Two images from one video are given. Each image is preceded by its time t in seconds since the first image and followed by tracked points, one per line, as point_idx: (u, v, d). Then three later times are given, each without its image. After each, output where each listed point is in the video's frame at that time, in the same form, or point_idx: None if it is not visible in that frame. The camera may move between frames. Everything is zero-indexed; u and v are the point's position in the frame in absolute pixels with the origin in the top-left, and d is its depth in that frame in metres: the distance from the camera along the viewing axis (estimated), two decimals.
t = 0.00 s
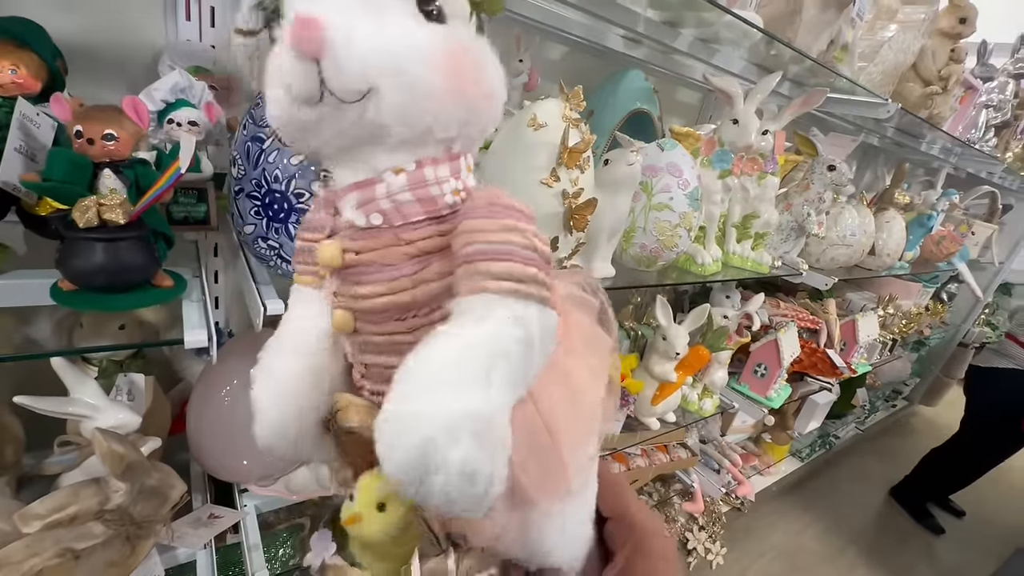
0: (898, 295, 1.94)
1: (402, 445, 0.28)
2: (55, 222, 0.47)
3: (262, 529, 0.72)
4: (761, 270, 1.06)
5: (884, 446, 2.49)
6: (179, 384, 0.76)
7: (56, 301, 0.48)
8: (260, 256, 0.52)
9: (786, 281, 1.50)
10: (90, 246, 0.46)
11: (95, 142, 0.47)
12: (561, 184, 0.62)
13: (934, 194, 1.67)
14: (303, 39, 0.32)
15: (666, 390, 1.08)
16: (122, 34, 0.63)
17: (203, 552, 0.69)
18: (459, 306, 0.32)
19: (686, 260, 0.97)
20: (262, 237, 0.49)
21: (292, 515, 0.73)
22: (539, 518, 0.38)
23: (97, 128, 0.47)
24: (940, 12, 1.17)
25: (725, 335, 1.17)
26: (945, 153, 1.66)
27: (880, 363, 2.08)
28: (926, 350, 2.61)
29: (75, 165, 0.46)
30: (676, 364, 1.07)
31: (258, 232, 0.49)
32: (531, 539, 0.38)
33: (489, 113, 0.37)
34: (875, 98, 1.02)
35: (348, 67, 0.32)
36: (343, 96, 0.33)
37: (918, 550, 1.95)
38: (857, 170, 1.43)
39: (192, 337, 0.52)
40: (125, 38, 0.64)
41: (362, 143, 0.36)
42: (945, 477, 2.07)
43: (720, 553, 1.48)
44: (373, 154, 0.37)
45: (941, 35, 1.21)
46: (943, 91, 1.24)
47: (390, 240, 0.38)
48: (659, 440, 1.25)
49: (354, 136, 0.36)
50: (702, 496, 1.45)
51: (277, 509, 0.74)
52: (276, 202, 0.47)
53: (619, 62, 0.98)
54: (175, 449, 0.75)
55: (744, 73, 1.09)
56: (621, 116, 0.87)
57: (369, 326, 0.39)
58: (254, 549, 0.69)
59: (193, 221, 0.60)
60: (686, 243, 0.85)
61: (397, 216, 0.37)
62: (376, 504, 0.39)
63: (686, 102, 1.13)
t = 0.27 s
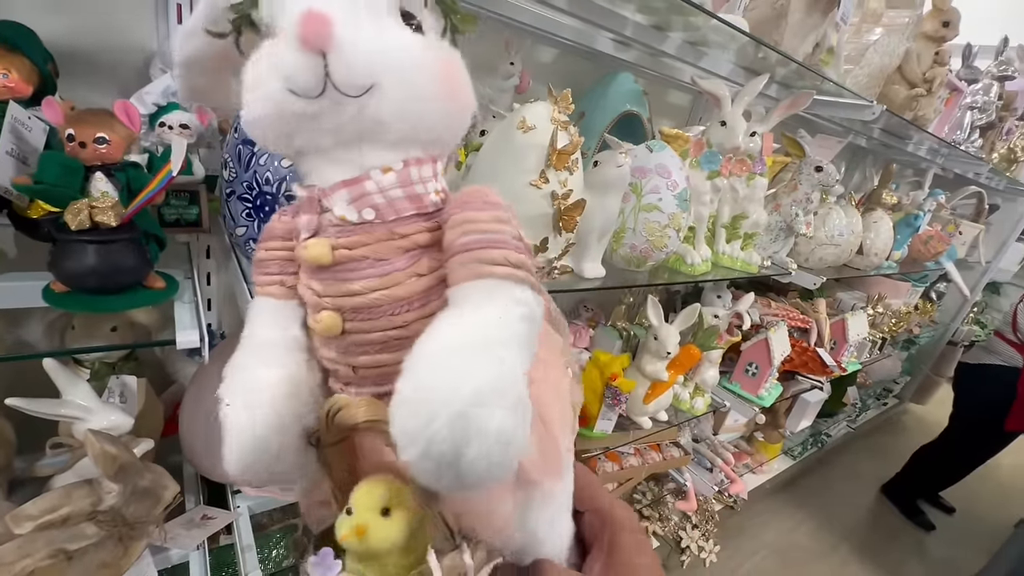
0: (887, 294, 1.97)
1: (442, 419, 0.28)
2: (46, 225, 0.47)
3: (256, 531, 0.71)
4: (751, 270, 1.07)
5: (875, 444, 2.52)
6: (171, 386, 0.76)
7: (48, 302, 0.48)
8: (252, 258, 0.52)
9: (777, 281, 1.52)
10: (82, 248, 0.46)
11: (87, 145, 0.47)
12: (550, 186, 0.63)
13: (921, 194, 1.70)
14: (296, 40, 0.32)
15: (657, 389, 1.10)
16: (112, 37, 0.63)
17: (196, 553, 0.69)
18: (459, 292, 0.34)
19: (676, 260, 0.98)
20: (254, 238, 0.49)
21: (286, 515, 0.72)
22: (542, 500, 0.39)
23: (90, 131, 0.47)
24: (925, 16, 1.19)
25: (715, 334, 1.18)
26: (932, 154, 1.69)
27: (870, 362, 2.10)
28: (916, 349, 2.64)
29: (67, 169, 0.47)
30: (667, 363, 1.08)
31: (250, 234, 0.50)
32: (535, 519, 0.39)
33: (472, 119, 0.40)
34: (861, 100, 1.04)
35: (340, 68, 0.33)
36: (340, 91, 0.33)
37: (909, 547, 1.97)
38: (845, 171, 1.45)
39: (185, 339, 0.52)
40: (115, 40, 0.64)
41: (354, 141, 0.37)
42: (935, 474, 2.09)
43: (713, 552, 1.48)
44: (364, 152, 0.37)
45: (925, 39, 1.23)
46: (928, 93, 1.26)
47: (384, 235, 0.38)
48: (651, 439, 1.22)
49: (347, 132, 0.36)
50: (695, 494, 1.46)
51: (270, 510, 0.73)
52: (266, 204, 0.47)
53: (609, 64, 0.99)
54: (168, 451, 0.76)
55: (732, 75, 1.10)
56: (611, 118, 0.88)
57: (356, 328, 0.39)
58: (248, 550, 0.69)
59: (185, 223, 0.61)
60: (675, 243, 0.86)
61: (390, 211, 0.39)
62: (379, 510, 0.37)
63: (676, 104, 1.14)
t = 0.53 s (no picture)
0: (881, 293, 1.98)
1: (521, 378, 0.32)
2: (41, 228, 0.47)
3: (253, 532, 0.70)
4: (746, 269, 1.07)
5: (871, 442, 2.53)
6: (168, 389, 0.75)
7: (44, 305, 0.48)
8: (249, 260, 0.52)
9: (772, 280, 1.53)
10: (79, 250, 0.46)
11: (84, 148, 0.47)
12: (546, 186, 0.63)
13: (914, 193, 1.71)
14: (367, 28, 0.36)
15: (654, 388, 1.10)
16: (107, 39, 0.63)
17: (194, 555, 0.69)
18: (491, 279, 0.38)
19: (671, 260, 0.99)
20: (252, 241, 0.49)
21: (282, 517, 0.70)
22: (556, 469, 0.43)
23: (86, 134, 0.47)
24: (916, 16, 1.20)
25: (711, 333, 1.18)
26: (924, 153, 1.70)
27: (865, 360, 2.11)
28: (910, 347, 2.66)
29: (63, 171, 0.46)
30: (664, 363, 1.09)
31: (247, 237, 0.49)
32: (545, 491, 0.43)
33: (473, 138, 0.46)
34: (853, 100, 1.05)
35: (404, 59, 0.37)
36: (399, 82, 0.38)
37: (905, 543, 1.98)
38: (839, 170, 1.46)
39: (182, 340, 0.52)
40: (111, 43, 0.64)
41: (396, 132, 0.40)
42: (930, 470, 2.11)
43: (711, 549, 1.47)
44: (402, 145, 0.41)
45: (917, 39, 1.24)
46: (920, 93, 1.27)
47: (421, 223, 0.41)
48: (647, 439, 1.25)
49: (389, 123, 0.40)
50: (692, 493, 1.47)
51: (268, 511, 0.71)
52: (264, 206, 0.47)
53: (605, 66, 0.99)
54: (165, 454, 0.76)
55: (726, 76, 1.11)
56: (606, 119, 0.88)
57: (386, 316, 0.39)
58: (246, 552, 0.68)
59: (181, 225, 0.61)
60: (671, 243, 0.86)
61: (425, 202, 0.42)
62: (429, 505, 0.38)
63: (671, 105, 1.15)
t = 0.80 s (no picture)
0: (871, 289, 2.00)
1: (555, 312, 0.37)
2: (32, 227, 0.47)
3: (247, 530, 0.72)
4: (737, 266, 1.09)
5: (863, 437, 2.56)
6: (160, 389, 0.75)
7: (36, 304, 0.48)
8: (241, 258, 0.52)
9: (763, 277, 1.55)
10: (70, 249, 0.46)
11: (74, 147, 0.48)
12: (537, 183, 0.64)
13: (903, 191, 1.73)
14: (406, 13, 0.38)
15: (647, 384, 1.11)
16: (97, 38, 0.63)
17: (188, 554, 0.69)
18: (500, 246, 0.42)
19: (663, 257, 1.00)
20: (244, 239, 0.49)
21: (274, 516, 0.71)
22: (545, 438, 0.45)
23: (76, 133, 0.47)
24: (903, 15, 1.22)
25: (703, 330, 1.20)
26: (913, 151, 1.72)
27: (856, 356, 2.13)
28: (901, 343, 2.68)
29: (54, 171, 0.47)
30: (656, 359, 1.09)
31: (239, 234, 0.50)
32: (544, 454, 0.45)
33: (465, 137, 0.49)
34: (841, 98, 1.06)
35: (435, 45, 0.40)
36: (430, 66, 0.40)
37: (896, 537, 2.00)
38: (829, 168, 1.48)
39: (175, 338, 0.53)
40: (101, 42, 0.64)
41: (414, 113, 0.42)
42: (920, 464, 2.13)
43: (705, 545, 1.49)
44: (420, 127, 0.42)
45: (904, 38, 1.25)
46: (907, 91, 1.29)
47: (442, 189, 0.42)
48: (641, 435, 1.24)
49: (413, 101, 0.41)
50: (685, 489, 1.48)
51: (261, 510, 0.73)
52: (255, 205, 0.48)
53: (595, 64, 1.00)
54: (158, 453, 0.76)
55: (715, 74, 1.12)
56: (597, 117, 0.89)
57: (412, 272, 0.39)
58: (240, 549, 0.70)
59: (172, 224, 0.61)
60: (662, 240, 0.87)
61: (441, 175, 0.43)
62: (468, 438, 0.37)
63: (662, 103, 1.15)
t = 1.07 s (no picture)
0: (863, 285, 2.02)
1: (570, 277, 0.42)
2: (27, 226, 0.47)
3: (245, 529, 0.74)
4: (729, 263, 1.10)
5: (856, 432, 2.59)
6: (156, 388, 0.76)
7: (31, 303, 0.49)
8: (236, 257, 0.53)
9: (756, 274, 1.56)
10: (66, 248, 0.46)
11: (69, 147, 0.48)
12: (529, 182, 0.64)
13: (894, 188, 1.75)
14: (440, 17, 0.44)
15: (640, 380, 1.12)
16: (91, 38, 0.63)
17: (185, 552, 0.68)
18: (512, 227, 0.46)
19: (656, 254, 1.01)
20: (238, 237, 0.49)
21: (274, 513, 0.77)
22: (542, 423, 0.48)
23: (70, 133, 0.48)
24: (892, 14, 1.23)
25: (696, 326, 1.21)
26: (903, 149, 1.74)
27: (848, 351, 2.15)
28: (893, 338, 2.71)
29: (48, 170, 0.47)
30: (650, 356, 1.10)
31: (234, 233, 0.50)
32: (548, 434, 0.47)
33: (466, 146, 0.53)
34: (831, 96, 1.07)
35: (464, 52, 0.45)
36: (459, 70, 0.45)
37: (888, 530, 2.02)
38: (820, 165, 1.49)
39: (170, 335, 0.52)
40: (94, 42, 0.64)
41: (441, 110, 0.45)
42: (911, 458, 2.16)
43: (699, 540, 1.51)
44: (445, 123, 0.46)
45: (893, 37, 1.27)
46: (896, 89, 1.30)
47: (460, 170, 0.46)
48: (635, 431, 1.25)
49: (440, 97, 0.45)
50: (680, 484, 1.49)
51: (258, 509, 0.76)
52: (250, 203, 0.48)
53: (588, 63, 1.01)
54: (154, 452, 0.76)
55: (707, 73, 1.13)
56: (590, 116, 0.90)
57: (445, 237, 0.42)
58: (237, 546, 0.69)
59: (167, 223, 0.61)
60: (654, 237, 0.88)
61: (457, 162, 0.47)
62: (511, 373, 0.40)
63: (655, 102, 1.16)
